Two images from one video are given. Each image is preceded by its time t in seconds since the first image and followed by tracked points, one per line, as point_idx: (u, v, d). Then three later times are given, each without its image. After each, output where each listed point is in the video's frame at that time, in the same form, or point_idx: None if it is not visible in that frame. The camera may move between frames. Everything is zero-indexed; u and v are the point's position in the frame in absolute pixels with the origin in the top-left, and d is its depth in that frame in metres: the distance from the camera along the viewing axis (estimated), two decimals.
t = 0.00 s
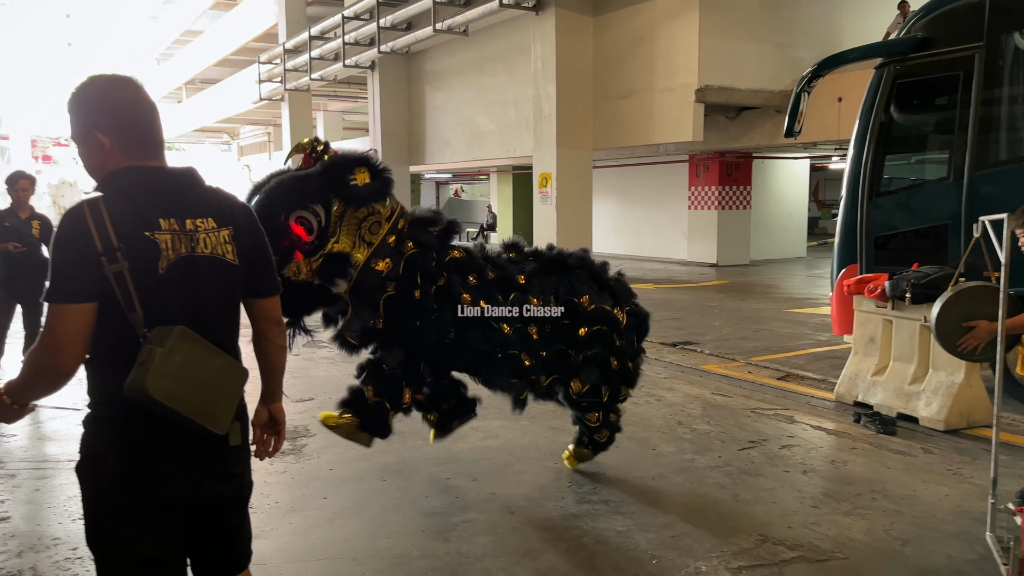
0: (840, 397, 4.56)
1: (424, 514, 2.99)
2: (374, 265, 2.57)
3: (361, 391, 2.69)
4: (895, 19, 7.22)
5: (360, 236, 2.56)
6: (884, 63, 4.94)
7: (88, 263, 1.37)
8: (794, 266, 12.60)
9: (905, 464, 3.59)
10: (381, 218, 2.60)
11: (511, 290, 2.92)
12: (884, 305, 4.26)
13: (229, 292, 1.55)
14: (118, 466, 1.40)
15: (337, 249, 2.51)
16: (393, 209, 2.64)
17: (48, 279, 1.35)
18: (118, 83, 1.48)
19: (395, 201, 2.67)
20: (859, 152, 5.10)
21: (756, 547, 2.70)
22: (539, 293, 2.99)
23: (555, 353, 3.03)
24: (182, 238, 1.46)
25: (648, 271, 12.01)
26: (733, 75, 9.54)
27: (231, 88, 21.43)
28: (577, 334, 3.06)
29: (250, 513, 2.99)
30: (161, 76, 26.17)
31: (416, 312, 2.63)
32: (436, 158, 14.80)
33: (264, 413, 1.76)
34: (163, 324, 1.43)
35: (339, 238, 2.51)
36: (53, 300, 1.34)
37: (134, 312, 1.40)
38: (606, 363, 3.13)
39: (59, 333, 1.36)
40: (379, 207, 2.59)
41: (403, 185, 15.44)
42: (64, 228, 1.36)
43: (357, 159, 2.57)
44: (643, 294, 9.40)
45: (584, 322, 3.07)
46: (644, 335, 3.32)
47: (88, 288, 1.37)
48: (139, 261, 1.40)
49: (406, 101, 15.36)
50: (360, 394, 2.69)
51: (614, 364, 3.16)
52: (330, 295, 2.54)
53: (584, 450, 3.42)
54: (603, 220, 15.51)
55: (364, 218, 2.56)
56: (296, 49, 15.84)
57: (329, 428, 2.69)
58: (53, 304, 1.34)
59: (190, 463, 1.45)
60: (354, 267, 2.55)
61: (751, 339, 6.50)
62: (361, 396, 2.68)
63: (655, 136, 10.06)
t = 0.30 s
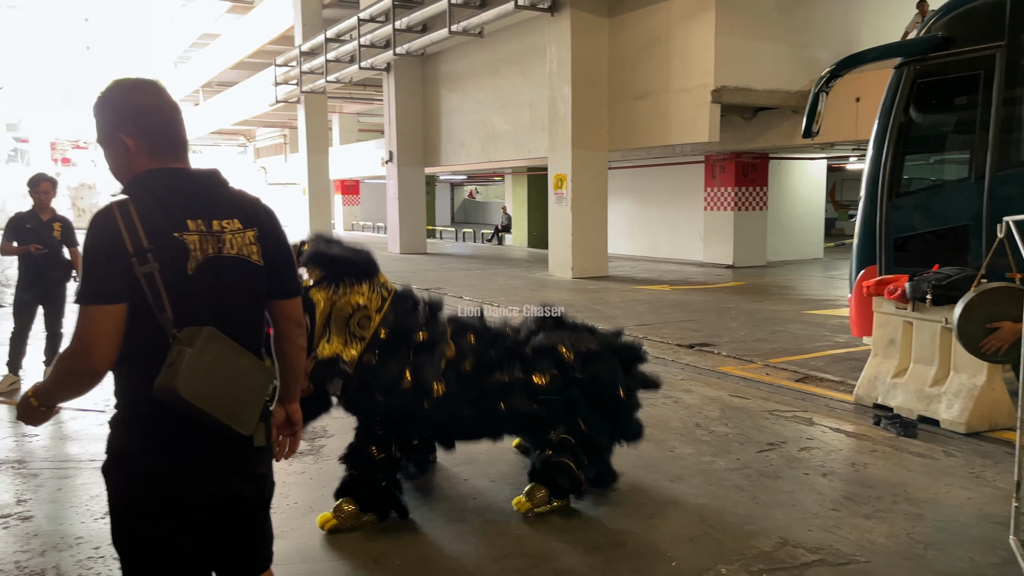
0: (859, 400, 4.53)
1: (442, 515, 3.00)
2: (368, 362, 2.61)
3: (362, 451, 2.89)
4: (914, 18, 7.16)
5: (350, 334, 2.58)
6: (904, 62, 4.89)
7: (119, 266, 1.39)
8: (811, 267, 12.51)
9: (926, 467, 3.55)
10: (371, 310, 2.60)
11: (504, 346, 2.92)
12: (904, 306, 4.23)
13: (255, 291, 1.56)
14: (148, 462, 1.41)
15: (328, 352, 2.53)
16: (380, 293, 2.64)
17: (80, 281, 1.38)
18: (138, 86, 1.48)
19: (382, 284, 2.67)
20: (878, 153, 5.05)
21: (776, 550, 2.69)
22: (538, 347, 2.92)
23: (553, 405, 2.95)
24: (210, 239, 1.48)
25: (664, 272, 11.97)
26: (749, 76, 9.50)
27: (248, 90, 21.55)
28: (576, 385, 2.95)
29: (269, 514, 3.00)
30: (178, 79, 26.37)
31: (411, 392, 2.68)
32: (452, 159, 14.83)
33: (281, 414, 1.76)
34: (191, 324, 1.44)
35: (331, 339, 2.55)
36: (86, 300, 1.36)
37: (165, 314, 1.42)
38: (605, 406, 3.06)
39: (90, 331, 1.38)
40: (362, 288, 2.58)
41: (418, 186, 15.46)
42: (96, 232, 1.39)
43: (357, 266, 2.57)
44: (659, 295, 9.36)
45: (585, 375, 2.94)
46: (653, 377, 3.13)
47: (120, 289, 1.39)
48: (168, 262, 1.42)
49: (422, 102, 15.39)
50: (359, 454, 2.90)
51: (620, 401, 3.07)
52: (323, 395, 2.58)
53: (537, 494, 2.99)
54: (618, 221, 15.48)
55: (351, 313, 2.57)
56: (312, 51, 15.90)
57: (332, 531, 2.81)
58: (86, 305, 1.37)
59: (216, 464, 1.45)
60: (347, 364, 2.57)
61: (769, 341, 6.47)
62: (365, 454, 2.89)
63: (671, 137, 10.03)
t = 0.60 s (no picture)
0: (881, 401, 4.49)
1: (464, 514, 3.01)
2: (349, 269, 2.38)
3: (383, 448, 2.90)
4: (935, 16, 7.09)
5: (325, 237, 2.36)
6: (926, 61, 4.87)
7: (158, 267, 1.40)
8: (829, 267, 12.41)
9: (950, 469, 3.52)
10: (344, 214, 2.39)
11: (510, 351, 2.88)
12: (927, 306, 4.19)
13: (286, 291, 1.58)
14: (183, 462, 1.43)
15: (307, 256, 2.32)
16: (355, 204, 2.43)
17: (118, 282, 1.39)
18: (172, 88, 1.50)
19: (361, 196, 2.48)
20: (900, 152, 5.01)
21: (799, 552, 2.67)
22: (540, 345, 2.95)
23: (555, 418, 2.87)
24: (244, 241, 1.50)
25: (681, 272, 11.92)
26: (767, 75, 9.45)
27: (265, 92, 21.67)
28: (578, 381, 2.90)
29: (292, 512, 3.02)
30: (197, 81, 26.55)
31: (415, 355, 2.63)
32: (468, 159, 14.85)
33: (307, 412, 1.76)
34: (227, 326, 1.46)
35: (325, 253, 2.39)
36: (125, 302, 1.38)
37: (201, 315, 1.44)
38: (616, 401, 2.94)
39: (129, 333, 1.40)
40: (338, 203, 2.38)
41: (435, 187, 15.49)
42: (135, 233, 1.40)
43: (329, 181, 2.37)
44: (677, 296, 9.32)
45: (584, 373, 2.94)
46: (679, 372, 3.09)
47: (157, 290, 1.40)
48: (204, 264, 1.44)
49: (438, 103, 15.41)
50: (382, 453, 2.90)
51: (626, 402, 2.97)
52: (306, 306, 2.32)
53: (557, 494, 2.99)
54: (635, 221, 15.44)
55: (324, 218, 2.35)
56: (329, 53, 15.96)
57: (352, 527, 2.83)
58: (125, 306, 1.38)
59: (249, 466, 1.47)
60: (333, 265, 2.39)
61: (788, 342, 6.43)
62: (384, 454, 2.89)
63: (688, 136, 10.00)
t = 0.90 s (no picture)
0: (903, 400, 4.46)
1: (485, 513, 3.01)
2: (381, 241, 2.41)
3: (409, 449, 2.87)
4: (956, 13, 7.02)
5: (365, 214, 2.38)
6: (947, 57, 4.82)
7: (193, 266, 1.41)
8: (848, 266, 12.32)
9: (973, 469, 3.49)
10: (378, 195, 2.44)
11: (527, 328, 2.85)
12: (949, 305, 4.16)
13: (317, 290, 1.61)
14: (216, 459, 1.45)
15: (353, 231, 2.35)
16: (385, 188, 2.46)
17: (155, 280, 1.41)
18: (206, 88, 1.51)
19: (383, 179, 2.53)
20: (921, 150, 4.96)
21: (822, 552, 2.66)
22: (553, 334, 2.93)
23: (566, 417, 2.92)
24: (276, 240, 1.52)
25: (698, 271, 11.87)
26: (785, 72, 9.40)
27: (282, 92, 21.76)
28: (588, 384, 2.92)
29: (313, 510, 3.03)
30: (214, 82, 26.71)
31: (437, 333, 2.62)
32: (483, 159, 14.86)
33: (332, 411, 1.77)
34: (260, 325, 1.48)
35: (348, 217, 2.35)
36: (161, 301, 1.39)
37: (235, 314, 1.45)
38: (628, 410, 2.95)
39: (164, 332, 1.41)
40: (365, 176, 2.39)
41: (451, 186, 15.50)
42: (171, 232, 1.41)
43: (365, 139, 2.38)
44: (695, 295, 9.28)
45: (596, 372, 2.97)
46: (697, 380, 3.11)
47: (193, 289, 1.42)
48: (239, 262, 1.46)
49: (454, 102, 15.42)
50: (407, 453, 2.87)
51: (636, 420, 2.96)
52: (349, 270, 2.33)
53: (576, 493, 2.99)
54: (651, 220, 15.39)
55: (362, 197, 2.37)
56: (345, 53, 16.01)
57: (375, 526, 2.84)
58: (161, 305, 1.39)
59: (280, 462, 1.49)
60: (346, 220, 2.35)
61: (808, 341, 6.39)
62: (410, 455, 2.86)
63: (705, 134, 9.96)
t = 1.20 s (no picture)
0: (922, 400, 4.42)
1: (503, 513, 3.00)
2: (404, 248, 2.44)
3: (422, 448, 2.85)
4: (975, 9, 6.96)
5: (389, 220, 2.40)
6: (968, 54, 4.77)
7: (221, 266, 1.45)
8: (864, 265, 12.23)
9: (996, 469, 3.45)
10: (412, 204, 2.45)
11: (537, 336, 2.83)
12: (970, 304, 4.12)
13: (343, 290, 1.63)
14: (244, 456, 1.48)
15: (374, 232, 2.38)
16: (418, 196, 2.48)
17: (182, 280, 1.44)
18: (234, 88, 1.53)
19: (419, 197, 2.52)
20: (941, 147, 4.91)
21: (843, 553, 2.63)
22: (568, 337, 2.91)
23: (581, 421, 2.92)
24: (303, 240, 1.54)
25: (713, 270, 11.82)
26: (800, 70, 9.34)
27: (296, 92, 21.84)
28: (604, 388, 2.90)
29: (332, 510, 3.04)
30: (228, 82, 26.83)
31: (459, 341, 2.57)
32: (497, 158, 14.86)
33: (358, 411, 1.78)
34: (284, 324, 1.51)
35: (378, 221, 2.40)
36: (189, 301, 1.43)
37: (262, 313, 1.48)
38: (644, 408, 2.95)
39: (193, 330, 1.44)
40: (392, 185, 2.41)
41: (464, 186, 15.50)
42: (197, 233, 1.45)
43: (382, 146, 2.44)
44: (711, 294, 9.24)
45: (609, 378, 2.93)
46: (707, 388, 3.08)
47: (221, 289, 1.45)
48: (266, 262, 1.48)
49: (468, 101, 15.43)
50: (421, 453, 2.85)
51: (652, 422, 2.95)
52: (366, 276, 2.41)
53: (595, 493, 2.98)
54: (666, 219, 15.35)
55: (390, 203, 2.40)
56: (359, 52, 16.05)
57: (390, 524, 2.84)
58: (189, 304, 1.43)
59: (307, 462, 1.51)
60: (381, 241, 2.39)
61: (825, 340, 6.35)
62: (423, 455, 2.84)
63: (720, 133, 9.91)
